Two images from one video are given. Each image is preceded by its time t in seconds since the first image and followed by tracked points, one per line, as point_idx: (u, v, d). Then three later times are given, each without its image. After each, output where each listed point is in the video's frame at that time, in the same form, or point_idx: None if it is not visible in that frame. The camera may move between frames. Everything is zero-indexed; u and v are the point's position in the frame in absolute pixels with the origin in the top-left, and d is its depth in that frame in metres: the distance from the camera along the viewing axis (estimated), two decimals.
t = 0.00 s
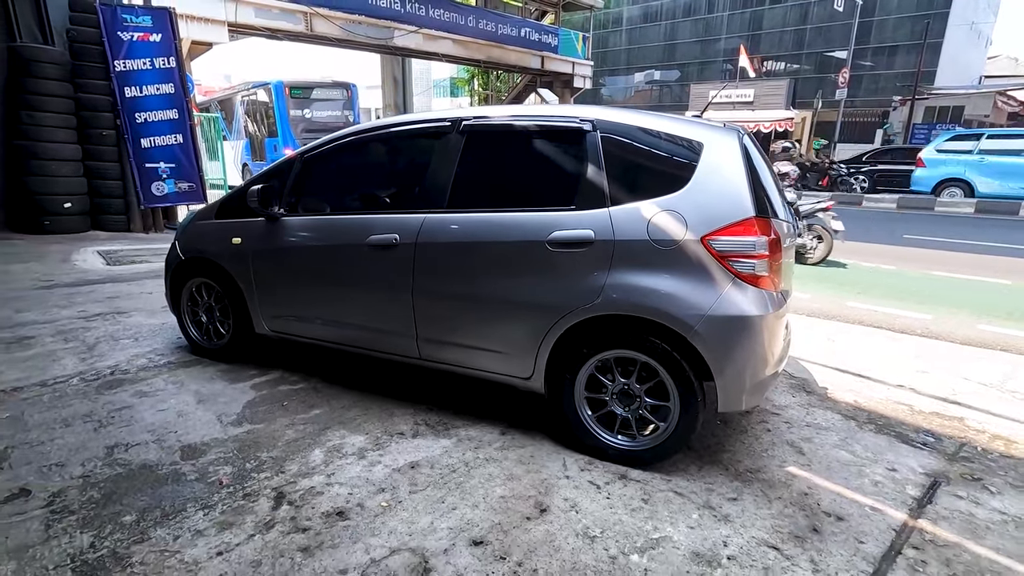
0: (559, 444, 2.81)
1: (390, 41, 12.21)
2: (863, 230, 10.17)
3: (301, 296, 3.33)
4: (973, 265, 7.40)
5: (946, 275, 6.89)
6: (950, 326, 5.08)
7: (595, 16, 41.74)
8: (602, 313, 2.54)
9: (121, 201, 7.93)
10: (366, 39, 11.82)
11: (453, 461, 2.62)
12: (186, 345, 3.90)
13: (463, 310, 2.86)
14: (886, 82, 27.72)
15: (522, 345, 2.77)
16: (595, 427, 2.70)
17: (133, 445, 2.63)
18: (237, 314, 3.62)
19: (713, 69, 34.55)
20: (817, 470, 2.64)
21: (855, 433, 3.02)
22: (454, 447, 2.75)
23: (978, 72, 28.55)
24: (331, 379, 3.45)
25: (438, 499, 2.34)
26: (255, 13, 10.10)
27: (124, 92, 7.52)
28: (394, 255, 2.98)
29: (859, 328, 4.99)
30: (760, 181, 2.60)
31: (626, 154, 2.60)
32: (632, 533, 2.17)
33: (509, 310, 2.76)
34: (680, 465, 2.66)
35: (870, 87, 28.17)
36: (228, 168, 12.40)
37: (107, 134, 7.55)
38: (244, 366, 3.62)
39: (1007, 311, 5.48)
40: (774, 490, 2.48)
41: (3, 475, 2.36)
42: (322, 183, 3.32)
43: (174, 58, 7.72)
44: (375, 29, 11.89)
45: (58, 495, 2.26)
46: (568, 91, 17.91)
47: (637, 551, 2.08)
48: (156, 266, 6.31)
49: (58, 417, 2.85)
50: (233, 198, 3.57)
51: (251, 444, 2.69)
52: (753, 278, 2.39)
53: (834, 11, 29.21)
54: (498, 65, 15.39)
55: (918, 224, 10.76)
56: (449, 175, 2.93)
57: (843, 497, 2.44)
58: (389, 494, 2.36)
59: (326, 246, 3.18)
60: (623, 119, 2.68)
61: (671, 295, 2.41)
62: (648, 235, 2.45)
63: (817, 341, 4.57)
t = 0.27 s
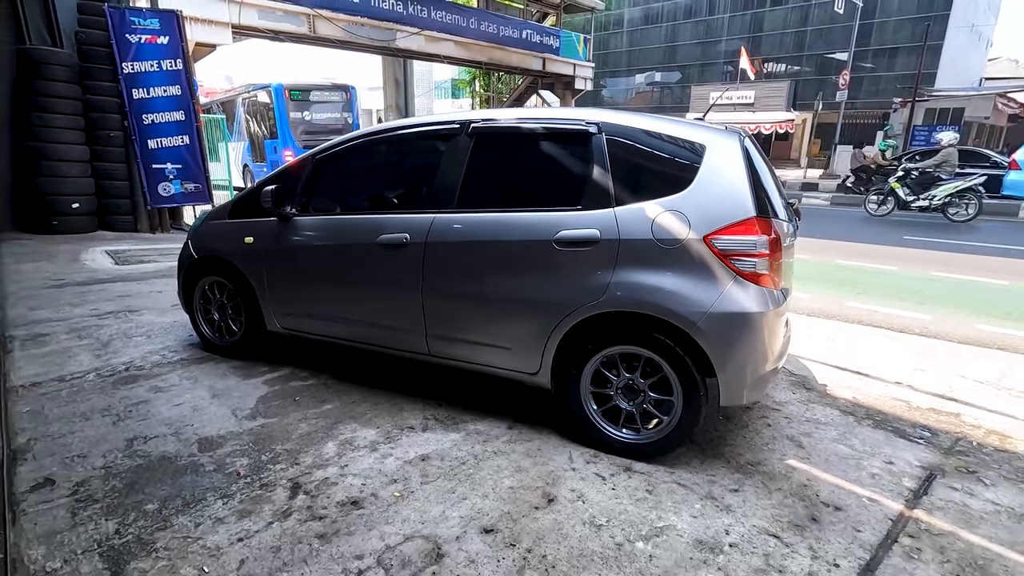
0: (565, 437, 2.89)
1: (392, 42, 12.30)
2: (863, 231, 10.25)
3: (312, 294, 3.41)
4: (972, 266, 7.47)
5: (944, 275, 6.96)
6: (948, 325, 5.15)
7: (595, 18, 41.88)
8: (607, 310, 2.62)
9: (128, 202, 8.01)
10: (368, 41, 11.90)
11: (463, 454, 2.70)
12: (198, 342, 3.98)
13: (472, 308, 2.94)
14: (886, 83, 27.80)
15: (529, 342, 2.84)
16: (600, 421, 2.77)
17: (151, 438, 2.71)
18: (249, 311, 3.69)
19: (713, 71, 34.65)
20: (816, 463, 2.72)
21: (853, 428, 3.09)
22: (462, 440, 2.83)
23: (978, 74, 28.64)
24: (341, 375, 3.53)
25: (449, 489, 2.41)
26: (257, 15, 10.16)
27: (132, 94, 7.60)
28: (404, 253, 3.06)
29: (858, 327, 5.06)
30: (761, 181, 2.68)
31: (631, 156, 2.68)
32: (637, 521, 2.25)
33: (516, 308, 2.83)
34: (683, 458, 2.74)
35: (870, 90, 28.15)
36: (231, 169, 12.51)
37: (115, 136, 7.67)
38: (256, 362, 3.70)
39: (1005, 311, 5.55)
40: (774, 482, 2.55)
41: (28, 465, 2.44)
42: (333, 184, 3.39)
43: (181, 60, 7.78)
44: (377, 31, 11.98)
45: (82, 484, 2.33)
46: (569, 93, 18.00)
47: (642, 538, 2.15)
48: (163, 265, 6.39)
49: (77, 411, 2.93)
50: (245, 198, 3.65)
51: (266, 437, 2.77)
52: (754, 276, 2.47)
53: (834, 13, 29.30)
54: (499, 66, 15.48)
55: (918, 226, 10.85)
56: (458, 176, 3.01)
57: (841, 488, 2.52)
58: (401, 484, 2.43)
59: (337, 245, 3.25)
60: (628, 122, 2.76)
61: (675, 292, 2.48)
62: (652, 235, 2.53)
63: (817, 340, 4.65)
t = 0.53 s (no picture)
0: (573, 431, 2.99)
1: (395, 45, 12.42)
2: (862, 233, 10.34)
3: (327, 293, 3.51)
4: (970, 267, 7.57)
5: (943, 277, 7.06)
6: (946, 325, 5.25)
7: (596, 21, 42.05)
8: (614, 308, 2.72)
9: (137, 203, 8.12)
10: (371, 44, 12.02)
11: (475, 447, 2.80)
12: (214, 340, 4.08)
13: (482, 306, 3.04)
14: (886, 86, 27.93)
15: (538, 339, 2.94)
16: (607, 415, 2.87)
17: (174, 431, 2.81)
18: (264, 310, 3.80)
19: (714, 74, 34.79)
20: (815, 456, 2.82)
21: (852, 423, 3.19)
22: (474, 434, 2.92)
23: (978, 77, 28.79)
24: (354, 372, 3.63)
25: (463, 479, 2.51)
26: (262, 18, 10.26)
27: (142, 97, 7.75)
28: (417, 253, 3.16)
29: (857, 327, 5.16)
30: (762, 184, 2.79)
31: (637, 159, 2.78)
32: (644, 510, 2.34)
33: (526, 306, 2.93)
34: (687, 451, 2.84)
35: (871, 92, 28.43)
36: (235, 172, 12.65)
37: (125, 138, 7.76)
38: (270, 360, 3.80)
39: (1002, 311, 5.65)
40: (775, 473, 2.65)
41: (59, 456, 2.54)
42: (347, 187, 3.50)
43: (190, 64, 7.96)
44: (380, 34, 12.10)
45: (111, 474, 2.44)
46: (571, 95, 18.13)
47: (649, 526, 2.25)
48: (174, 266, 6.49)
49: (101, 405, 3.03)
50: (262, 201, 3.76)
51: (285, 430, 2.87)
52: (756, 275, 2.57)
53: (835, 15, 29.43)
54: (502, 69, 15.61)
55: (917, 228, 10.94)
56: (469, 179, 3.12)
57: (839, 479, 2.62)
58: (417, 475, 2.53)
59: (352, 245, 3.36)
60: (634, 126, 2.86)
61: (680, 291, 2.58)
62: (658, 235, 2.63)
63: (816, 339, 4.75)
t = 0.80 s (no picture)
0: (576, 432, 3.04)
1: (397, 48, 12.50)
2: (862, 236, 10.39)
3: (333, 295, 3.57)
4: (969, 269, 7.62)
5: (942, 279, 7.11)
6: (945, 328, 5.29)
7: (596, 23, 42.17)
8: (617, 310, 2.77)
9: (142, 205, 8.18)
10: (373, 46, 12.09)
11: (480, 447, 2.85)
12: (221, 342, 4.14)
13: (487, 309, 3.09)
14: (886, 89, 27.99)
15: (542, 340, 2.99)
16: (610, 416, 2.92)
17: (185, 431, 2.86)
18: (271, 312, 3.85)
19: (714, 76, 34.89)
20: (814, 456, 2.87)
21: (850, 424, 3.24)
22: (479, 434, 2.98)
23: (978, 79, 28.86)
24: (360, 373, 3.68)
25: (469, 478, 2.57)
26: (265, 21, 10.38)
27: (147, 100, 7.83)
28: (423, 256, 3.21)
29: (856, 329, 5.21)
30: (762, 189, 2.84)
31: (639, 165, 2.84)
32: (646, 508, 2.40)
33: (530, 308, 2.99)
34: (689, 451, 2.89)
35: (872, 94, 28.57)
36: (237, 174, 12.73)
37: (130, 141, 7.82)
38: (277, 361, 3.85)
39: (1001, 313, 5.70)
40: (775, 473, 2.70)
41: (73, 455, 2.59)
42: (354, 191, 3.56)
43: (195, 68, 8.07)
44: (382, 36, 12.18)
45: (125, 473, 2.49)
46: (572, 98, 18.21)
47: (651, 523, 2.30)
48: (179, 268, 6.55)
49: (113, 406, 3.08)
50: (269, 205, 3.82)
51: (294, 430, 2.92)
52: (756, 279, 2.63)
53: (835, 18, 29.52)
54: (503, 71, 15.68)
55: (917, 230, 10.99)
56: (475, 184, 3.17)
57: (838, 479, 2.67)
58: (424, 474, 2.59)
59: (359, 248, 3.41)
60: (636, 133, 2.92)
61: (682, 294, 2.64)
62: (660, 239, 2.69)
63: (816, 341, 4.80)
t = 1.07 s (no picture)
0: (577, 433, 3.06)
1: (400, 50, 12.55)
2: (864, 238, 10.40)
3: (337, 297, 3.60)
4: (971, 272, 7.63)
5: (943, 282, 7.12)
6: (946, 330, 5.31)
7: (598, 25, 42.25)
8: (618, 313, 2.80)
9: (147, 208, 8.23)
10: (376, 48, 12.14)
11: (482, 448, 2.87)
12: (226, 343, 4.17)
13: (489, 311, 3.12)
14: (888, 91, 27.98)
15: (544, 343, 3.02)
16: (611, 418, 2.95)
17: (191, 431, 2.89)
18: (276, 314, 3.88)
19: (716, 78, 34.93)
20: (814, 458, 2.89)
21: (850, 426, 3.26)
22: (481, 435, 3.00)
23: (980, 81, 28.84)
24: (364, 375, 3.71)
25: (472, 479, 2.59)
26: (268, 23, 10.43)
27: (152, 103, 7.88)
28: (426, 259, 3.24)
29: (857, 331, 5.22)
30: (762, 193, 2.86)
31: (641, 169, 2.87)
32: (646, 509, 2.42)
33: (532, 311, 3.01)
34: (689, 453, 2.91)
35: (875, 96, 28.37)
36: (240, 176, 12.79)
37: (135, 143, 7.88)
38: (282, 362, 3.89)
39: (1001, 316, 5.71)
40: (775, 475, 2.72)
41: (80, 456, 2.62)
42: (358, 194, 3.59)
43: (200, 70, 8.14)
44: (385, 39, 12.23)
45: (132, 472, 2.52)
46: (574, 100, 18.25)
47: (651, 524, 2.33)
48: (183, 269, 6.59)
49: (119, 406, 3.12)
50: (274, 208, 3.85)
51: (298, 431, 2.95)
52: (756, 282, 2.65)
53: (837, 20, 29.54)
54: (505, 73, 15.72)
55: (918, 233, 10.99)
56: (477, 187, 3.20)
57: (838, 480, 2.69)
58: (427, 474, 2.61)
59: (362, 251, 3.44)
60: (638, 137, 2.94)
61: (682, 297, 2.66)
62: (661, 243, 2.71)
63: (817, 343, 4.82)
